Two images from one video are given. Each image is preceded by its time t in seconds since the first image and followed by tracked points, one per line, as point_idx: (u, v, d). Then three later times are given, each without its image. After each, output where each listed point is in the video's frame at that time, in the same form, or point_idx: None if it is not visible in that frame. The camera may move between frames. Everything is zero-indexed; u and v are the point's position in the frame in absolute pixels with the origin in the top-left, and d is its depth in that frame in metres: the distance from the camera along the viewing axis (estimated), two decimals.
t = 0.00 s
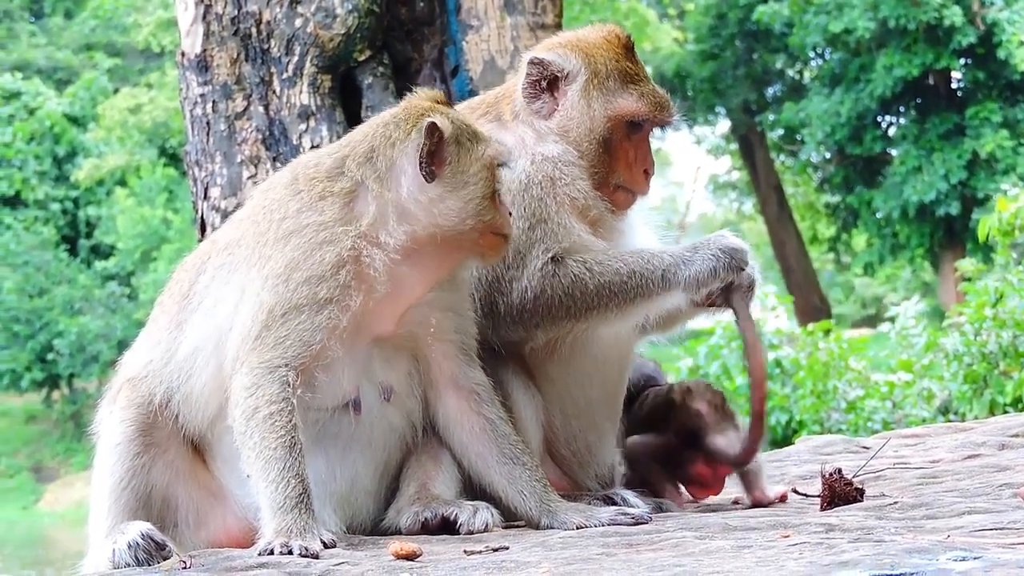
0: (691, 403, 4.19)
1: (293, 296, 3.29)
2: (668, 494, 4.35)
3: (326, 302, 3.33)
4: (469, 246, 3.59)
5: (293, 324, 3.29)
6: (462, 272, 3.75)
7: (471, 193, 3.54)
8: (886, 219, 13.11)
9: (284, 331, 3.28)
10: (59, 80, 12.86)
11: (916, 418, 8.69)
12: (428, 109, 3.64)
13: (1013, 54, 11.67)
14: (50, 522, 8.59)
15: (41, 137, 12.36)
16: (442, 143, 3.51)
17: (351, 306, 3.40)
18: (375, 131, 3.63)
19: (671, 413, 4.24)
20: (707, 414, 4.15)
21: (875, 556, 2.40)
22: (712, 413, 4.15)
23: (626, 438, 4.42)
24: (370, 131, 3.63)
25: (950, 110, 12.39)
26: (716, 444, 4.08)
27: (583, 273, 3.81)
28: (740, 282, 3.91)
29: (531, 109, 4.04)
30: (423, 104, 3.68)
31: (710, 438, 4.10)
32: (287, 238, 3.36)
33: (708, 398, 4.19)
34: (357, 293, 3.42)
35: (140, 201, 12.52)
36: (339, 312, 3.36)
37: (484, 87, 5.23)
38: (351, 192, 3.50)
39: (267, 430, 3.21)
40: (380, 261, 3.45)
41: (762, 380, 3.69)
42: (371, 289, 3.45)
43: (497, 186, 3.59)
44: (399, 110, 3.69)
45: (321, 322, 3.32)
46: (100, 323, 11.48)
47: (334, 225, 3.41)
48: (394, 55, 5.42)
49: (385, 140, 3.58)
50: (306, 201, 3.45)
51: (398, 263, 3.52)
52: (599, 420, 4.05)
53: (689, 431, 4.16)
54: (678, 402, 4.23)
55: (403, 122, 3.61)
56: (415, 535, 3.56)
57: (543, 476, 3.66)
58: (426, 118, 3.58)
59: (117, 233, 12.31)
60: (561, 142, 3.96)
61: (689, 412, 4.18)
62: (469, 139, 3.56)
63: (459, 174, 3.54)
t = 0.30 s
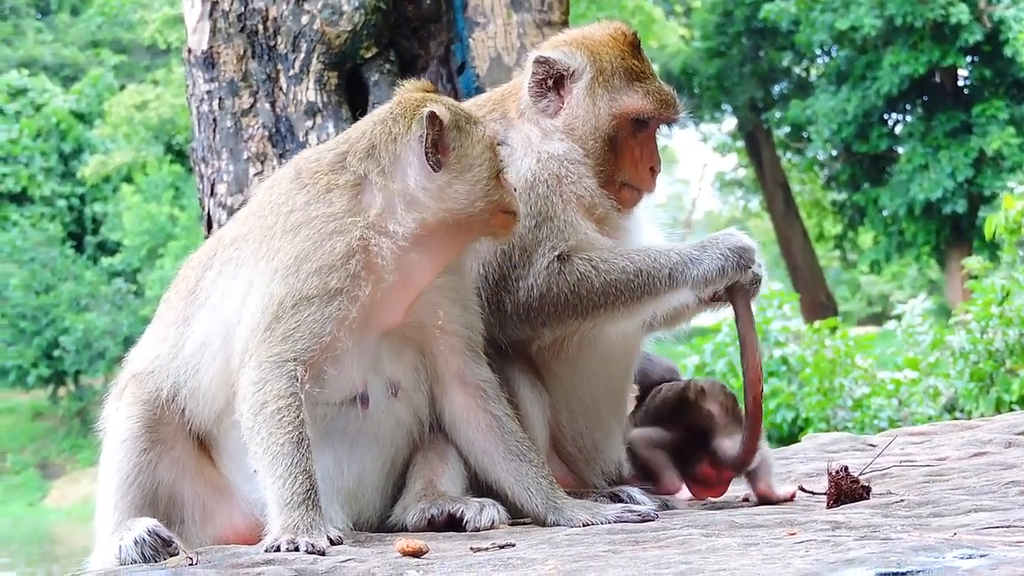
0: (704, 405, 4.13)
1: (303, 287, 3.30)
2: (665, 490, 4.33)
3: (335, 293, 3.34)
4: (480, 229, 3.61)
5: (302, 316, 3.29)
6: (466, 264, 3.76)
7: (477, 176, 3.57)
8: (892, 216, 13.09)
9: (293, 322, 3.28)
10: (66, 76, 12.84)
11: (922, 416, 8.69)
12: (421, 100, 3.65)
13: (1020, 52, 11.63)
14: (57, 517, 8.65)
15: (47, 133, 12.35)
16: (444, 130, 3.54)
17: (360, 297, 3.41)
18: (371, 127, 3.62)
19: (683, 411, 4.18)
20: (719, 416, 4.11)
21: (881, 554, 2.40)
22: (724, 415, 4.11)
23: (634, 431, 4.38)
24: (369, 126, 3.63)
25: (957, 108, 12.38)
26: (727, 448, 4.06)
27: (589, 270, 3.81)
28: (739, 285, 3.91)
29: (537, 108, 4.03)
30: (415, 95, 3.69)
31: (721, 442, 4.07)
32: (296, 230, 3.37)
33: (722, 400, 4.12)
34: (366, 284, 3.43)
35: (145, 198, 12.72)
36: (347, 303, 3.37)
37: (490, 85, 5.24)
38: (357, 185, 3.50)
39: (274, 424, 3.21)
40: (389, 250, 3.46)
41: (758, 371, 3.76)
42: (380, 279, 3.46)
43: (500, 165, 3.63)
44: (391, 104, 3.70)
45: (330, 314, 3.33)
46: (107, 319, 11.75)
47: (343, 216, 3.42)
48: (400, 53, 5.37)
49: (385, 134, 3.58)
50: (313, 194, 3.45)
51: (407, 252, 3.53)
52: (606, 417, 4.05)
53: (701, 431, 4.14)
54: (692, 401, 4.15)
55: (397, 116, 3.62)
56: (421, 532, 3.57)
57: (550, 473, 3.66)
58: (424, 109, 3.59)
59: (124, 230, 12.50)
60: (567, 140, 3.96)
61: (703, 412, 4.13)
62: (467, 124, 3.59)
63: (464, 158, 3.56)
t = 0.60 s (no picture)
0: (730, 403, 4.14)
1: (309, 286, 3.31)
2: (662, 483, 4.15)
3: (340, 292, 3.34)
4: (484, 227, 3.60)
5: (308, 315, 3.30)
6: (472, 263, 3.76)
7: (481, 173, 3.56)
8: (898, 215, 13.08)
9: (299, 322, 3.29)
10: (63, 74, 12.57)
11: (927, 415, 8.68)
12: (425, 97, 3.65)
13: None
14: (62, 515, 8.74)
15: (53, 132, 12.95)
16: (447, 128, 3.54)
17: (366, 295, 3.41)
18: (374, 124, 3.62)
19: (708, 405, 4.17)
20: (744, 415, 4.11)
21: (887, 554, 2.40)
22: (749, 415, 4.12)
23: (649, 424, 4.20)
24: (372, 124, 3.62)
25: (963, 107, 12.38)
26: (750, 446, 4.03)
27: (594, 271, 3.82)
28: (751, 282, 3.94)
29: (543, 108, 4.04)
30: (418, 92, 3.69)
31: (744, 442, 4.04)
32: (301, 229, 3.37)
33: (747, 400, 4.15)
34: (372, 282, 3.43)
35: (151, 196, 12.53)
36: (353, 302, 3.37)
37: (497, 84, 5.25)
38: (361, 183, 3.50)
39: (280, 424, 3.22)
40: (394, 248, 3.46)
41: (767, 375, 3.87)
42: (386, 278, 3.46)
43: (504, 162, 3.62)
44: (395, 102, 3.70)
45: (336, 313, 3.33)
46: (113, 318, 11.78)
47: (348, 215, 3.42)
48: (406, 51, 5.40)
49: (388, 132, 3.58)
50: (318, 192, 3.45)
51: (413, 252, 3.53)
52: (611, 417, 4.05)
53: (723, 427, 4.12)
54: (718, 397, 4.15)
55: (401, 115, 3.61)
56: (427, 532, 3.57)
57: (556, 473, 3.67)
58: (428, 106, 3.59)
59: (127, 228, 12.72)
60: (573, 140, 3.96)
61: (728, 409, 4.13)
62: (471, 121, 3.59)
63: (468, 156, 3.56)
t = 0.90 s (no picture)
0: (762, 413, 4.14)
1: (314, 285, 3.31)
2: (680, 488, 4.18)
3: (346, 290, 3.34)
4: (489, 227, 3.60)
5: (313, 314, 3.30)
6: (478, 263, 3.77)
7: (487, 173, 3.56)
8: (904, 215, 13.06)
9: (304, 321, 3.29)
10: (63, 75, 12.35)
11: (933, 415, 8.66)
12: (431, 97, 3.65)
13: None
14: (66, 514, 8.79)
15: (60, 131, 13.09)
16: (453, 127, 3.53)
17: (371, 294, 3.41)
18: (380, 123, 3.63)
19: (739, 415, 4.17)
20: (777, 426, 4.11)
21: (893, 554, 2.40)
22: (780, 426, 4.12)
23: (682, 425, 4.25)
24: (377, 123, 3.63)
25: (969, 107, 12.38)
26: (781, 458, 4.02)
27: (598, 270, 3.82)
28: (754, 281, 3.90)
29: (549, 109, 4.04)
30: (425, 92, 3.69)
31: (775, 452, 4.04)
32: (307, 228, 3.37)
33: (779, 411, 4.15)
34: (378, 281, 3.43)
35: (158, 195, 12.72)
36: (359, 301, 3.38)
37: (503, 85, 5.27)
38: (366, 182, 3.51)
39: (285, 423, 3.22)
40: (400, 247, 3.47)
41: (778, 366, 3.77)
42: (392, 277, 3.47)
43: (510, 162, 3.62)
44: (402, 101, 3.70)
45: (341, 312, 3.34)
46: (119, 316, 12.10)
47: (354, 214, 3.42)
48: (413, 51, 5.41)
49: (394, 131, 3.58)
50: (323, 192, 3.46)
51: (418, 251, 3.54)
52: (617, 416, 4.06)
53: (755, 438, 4.11)
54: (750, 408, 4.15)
55: (407, 113, 3.62)
56: (433, 531, 3.58)
57: (562, 472, 3.67)
58: (435, 106, 3.58)
59: (133, 227, 12.91)
60: (579, 141, 3.96)
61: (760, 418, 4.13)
62: (477, 121, 3.58)
63: (474, 156, 3.56)
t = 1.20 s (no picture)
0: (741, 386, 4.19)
1: (318, 288, 3.31)
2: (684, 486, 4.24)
3: (349, 293, 3.35)
4: (493, 231, 3.61)
5: (318, 317, 3.30)
6: (482, 266, 3.77)
7: (490, 178, 3.57)
8: (908, 217, 13.05)
9: (308, 324, 3.29)
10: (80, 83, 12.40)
11: (937, 417, 8.64)
12: (437, 100, 3.65)
13: None
14: (69, 514, 8.81)
15: (64, 132, 13.14)
16: (457, 131, 3.54)
17: (374, 298, 3.42)
18: (387, 125, 3.63)
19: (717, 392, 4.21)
20: (757, 395, 4.17)
21: (896, 556, 2.39)
22: (760, 394, 4.18)
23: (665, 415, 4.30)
24: (383, 126, 3.63)
25: (973, 109, 12.37)
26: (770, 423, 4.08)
27: (604, 274, 3.82)
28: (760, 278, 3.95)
29: (558, 115, 4.03)
30: (431, 94, 3.69)
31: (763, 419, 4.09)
32: (309, 231, 3.38)
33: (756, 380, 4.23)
34: (381, 284, 3.43)
35: (162, 196, 12.73)
36: (362, 304, 3.38)
37: (507, 87, 5.27)
38: (371, 184, 3.51)
39: (289, 425, 3.22)
40: (403, 251, 3.47)
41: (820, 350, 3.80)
42: (396, 280, 3.47)
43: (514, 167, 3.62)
44: (408, 102, 3.70)
45: (346, 315, 3.34)
46: (123, 317, 12.13)
47: (357, 217, 3.42)
48: (417, 53, 5.39)
49: (399, 134, 3.59)
50: (327, 195, 3.46)
51: (422, 255, 3.54)
52: (622, 419, 4.06)
53: (739, 411, 4.15)
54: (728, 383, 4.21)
55: (413, 116, 3.61)
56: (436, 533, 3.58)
57: (565, 475, 3.66)
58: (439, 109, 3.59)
59: (138, 228, 12.94)
60: (587, 146, 3.96)
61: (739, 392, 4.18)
62: (482, 125, 3.59)
63: (477, 160, 3.56)
